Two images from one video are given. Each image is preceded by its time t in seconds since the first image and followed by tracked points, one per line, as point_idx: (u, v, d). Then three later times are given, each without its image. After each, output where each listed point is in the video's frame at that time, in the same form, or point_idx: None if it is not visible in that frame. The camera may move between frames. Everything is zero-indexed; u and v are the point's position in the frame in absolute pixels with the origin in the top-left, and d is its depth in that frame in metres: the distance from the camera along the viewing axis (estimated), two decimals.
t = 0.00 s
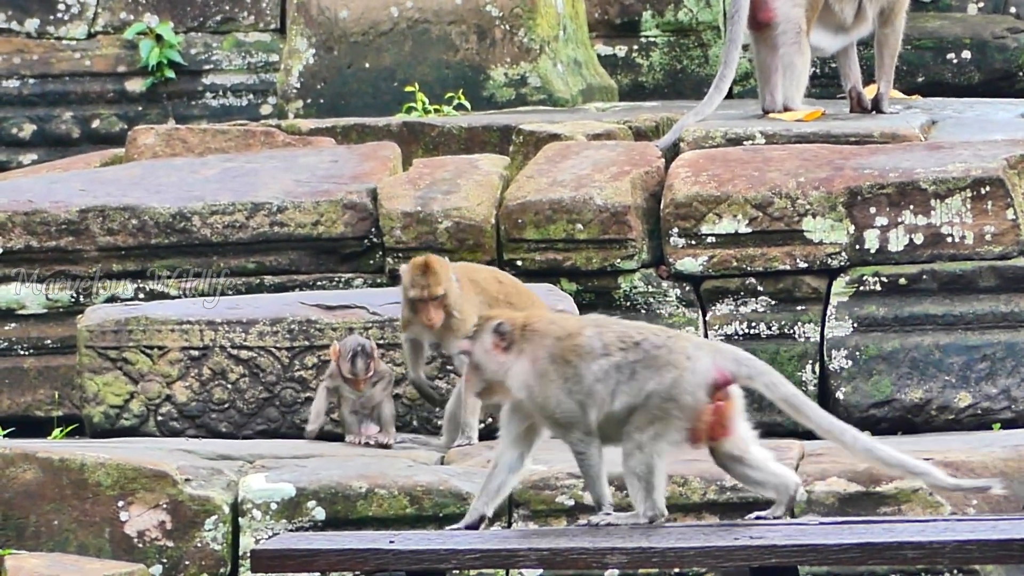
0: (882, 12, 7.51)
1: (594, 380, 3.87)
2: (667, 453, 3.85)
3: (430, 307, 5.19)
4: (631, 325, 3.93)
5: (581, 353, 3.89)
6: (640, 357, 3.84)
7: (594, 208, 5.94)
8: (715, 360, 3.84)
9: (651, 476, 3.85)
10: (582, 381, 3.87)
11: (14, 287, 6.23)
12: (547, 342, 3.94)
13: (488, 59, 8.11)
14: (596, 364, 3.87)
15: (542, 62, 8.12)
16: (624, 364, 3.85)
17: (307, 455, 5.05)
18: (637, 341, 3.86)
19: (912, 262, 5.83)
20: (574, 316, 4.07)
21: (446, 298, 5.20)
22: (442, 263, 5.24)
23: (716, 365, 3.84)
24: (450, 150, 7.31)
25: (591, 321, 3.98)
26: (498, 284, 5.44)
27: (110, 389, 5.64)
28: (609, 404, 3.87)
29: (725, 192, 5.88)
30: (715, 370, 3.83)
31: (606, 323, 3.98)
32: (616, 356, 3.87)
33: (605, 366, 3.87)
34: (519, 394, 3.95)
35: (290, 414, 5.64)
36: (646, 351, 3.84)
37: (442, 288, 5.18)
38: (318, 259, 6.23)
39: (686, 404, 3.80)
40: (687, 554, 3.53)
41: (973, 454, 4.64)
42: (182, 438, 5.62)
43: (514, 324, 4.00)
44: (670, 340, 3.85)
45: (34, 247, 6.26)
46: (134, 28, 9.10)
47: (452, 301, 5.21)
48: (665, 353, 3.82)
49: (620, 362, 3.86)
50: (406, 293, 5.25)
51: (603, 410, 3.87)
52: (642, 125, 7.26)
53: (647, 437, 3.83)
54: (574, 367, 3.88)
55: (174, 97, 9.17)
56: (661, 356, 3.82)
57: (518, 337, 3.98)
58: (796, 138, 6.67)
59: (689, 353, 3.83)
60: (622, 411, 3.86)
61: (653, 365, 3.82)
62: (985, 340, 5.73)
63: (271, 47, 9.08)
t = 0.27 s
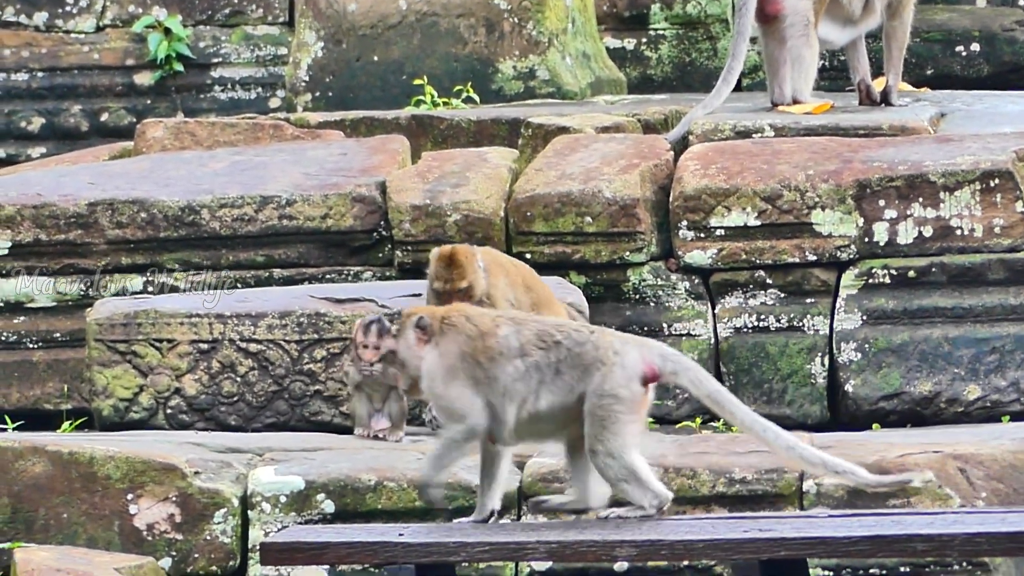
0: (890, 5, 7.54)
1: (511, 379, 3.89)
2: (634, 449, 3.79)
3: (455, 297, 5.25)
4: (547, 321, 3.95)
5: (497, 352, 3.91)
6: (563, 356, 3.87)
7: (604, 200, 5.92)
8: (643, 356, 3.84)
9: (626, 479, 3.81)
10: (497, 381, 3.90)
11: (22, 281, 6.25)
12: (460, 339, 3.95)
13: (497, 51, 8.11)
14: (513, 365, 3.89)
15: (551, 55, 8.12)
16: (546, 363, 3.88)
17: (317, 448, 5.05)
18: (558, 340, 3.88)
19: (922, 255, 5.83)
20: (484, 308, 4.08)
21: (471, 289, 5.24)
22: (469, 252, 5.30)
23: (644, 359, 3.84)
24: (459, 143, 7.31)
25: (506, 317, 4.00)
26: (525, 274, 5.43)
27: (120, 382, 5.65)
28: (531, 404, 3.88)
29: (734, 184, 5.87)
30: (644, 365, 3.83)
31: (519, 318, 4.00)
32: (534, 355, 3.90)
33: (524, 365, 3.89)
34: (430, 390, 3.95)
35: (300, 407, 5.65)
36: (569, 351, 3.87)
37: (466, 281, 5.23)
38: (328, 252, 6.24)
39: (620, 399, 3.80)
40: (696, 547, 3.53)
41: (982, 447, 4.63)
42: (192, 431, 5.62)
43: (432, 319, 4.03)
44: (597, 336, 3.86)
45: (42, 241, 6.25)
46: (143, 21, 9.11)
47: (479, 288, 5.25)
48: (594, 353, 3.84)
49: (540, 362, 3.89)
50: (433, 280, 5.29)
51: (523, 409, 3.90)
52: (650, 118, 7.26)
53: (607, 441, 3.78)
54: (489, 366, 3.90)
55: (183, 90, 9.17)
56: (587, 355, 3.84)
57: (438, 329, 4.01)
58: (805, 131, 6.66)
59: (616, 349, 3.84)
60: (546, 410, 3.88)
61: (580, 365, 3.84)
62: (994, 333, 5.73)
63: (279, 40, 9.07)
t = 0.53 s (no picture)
0: None
1: (442, 377, 4.12)
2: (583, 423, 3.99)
3: (478, 295, 5.22)
4: (472, 318, 4.19)
5: (426, 351, 4.14)
6: (494, 351, 4.09)
7: (620, 188, 5.91)
8: (575, 345, 4.07)
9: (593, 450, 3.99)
10: (430, 379, 4.13)
11: (41, 268, 6.29)
12: (389, 339, 4.17)
13: (514, 39, 8.11)
14: (443, 363, 4.12)
15: (567, 43, 8.12)
16: (479, 359, 4.10)
17: (334, 436, 5.07)
18: (488, 336, 4.11)
19: (938, 242, 5.82)
20: (408, 312, 4.31)
21: (493, 285, 5.21)
22: (489, 247, 5.25)
23: (577, 348, 4.07)
24: (475, 131, 7.31)
25: (433, 317, 4.23)
26: (542, 251, 5.46)
27: (137, 369, 5.67)
28: (467, 400, 4.08)
29: (751, 172, 5.86)
30: (577, 354, 4.06)
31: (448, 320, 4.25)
32: (464, 351, 4.13)
33: (455, 363, 4.12)
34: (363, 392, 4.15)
35: (316, 394, 5.66)
36: (501, 345, 4.09)
37: (487, 278, 5.20)
38: (345, 240, 6.23)
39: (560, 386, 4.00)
40: (713, 534, 3.54)
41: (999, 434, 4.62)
42: (209, 419, 5.65)
43: (358, 325, 4.22)
44: (527, 329, 4.08)
45: (59, 229, 6.27)
46: (159, 9, 9.12)
47: (502, 284, 5.23)
48: (526, 345, 4.05)
49: (471, 358, 4.11)
50: (455, 280, 5.25)
51: (458, 405, 4.10)
52: (667, 106, 7.25)
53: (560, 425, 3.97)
54: (420, 366, 4.13)
55: (200, 78, 9.17)
56: (520, 348, 4.06)
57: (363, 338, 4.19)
58: (822, 118, 6.65)
59: (548, 341, 4.06)
60: (480, 406, 4.08)
61: (514, 358, 4.05)
62: (1011, 320, 5.72)
63: (296, 27, 9.04)
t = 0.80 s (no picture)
0: None
1: (394, 356, 4.11)
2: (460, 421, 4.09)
3: (478, 291, 5.10)
4: (429, 302, 4.17)
5: (382, 330, 4.13)
6: (444, 335, 4.07)
7: (643, 168, 5.90)
8: (524, 339, 4.02)
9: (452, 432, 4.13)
10: (383, 358, 4.12)
11: (65, 250, 6.31)
12: (344, 317, 4.15)
13: (536, 20, 8.11)
14: (397, 342, 4.11)
15: (590, 24, 8.12)
16: (428, 340, 4.08)
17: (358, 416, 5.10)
18: (440, 320, 4.09)
19: (962, 222, 5.81)
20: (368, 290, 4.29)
21: (494, 282, 5.08)
22: (490, 242, 5.08)
23: (524, 342, 4.02)
24: (498, 112, 7.32)
25: (393, 297, 4.22)
26: (546, 233, 5.32)
27: (160, 352, 5.69)
28: (417, 382, 4.09)
29: (774, 152, 5.85)
30: (524, 348, 4.01)
31: (405, 299, 4.24)
32: (417, 332, 4.11)
33: (408, 343, 4.10)
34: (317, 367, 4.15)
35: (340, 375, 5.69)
36: (452, 328, 4.07)
37: (487, 275, 5.06)
38: (368, 221, 6.24)
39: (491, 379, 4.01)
40: (737, 514, 3.54)
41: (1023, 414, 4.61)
42: (232, 400, 5.69)
43: (317, 300, 4.20)
44: (478, 317, 4.05)
45: (82, 211, 6.30)
46: None
47: (504, 280, 5.10)
48: (474, 332, 4.03)
49: (422, 340, 4.09)
50: (457, 274, 5.10)
51: (407, 385, 4.12)
52: (690, 86, 7.25)
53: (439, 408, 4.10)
54: (376, 342, 4.13)
55: (223, 59, 9.21)
56: (468, 334, 4.03)
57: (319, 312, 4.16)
58: (845, 98, 6.63)
59: (496, 331, 4.03)
60: (426, 388, 4.09)
61: (458, 343, 4.03)
62: None
63: (319, 9, 9.06)
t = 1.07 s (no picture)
0: None
1: (333, 354, 4.17)
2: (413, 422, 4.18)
3: (461, 281, 5.00)
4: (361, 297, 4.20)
5: (319, 334, 4.20)
6: (375, 327, 4.10)
7: (663, 154, 5.90)
8: (453, 319, 4.06)
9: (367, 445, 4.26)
10: (324, 359, 4.19)
11: (84, 237, 6.32)
12: (284, 330, 4.26)
13: (558, 5, 8.17)
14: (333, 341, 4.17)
15: (610, 10, 8.17)
16: (362, 335, 4.12)
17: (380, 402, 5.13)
18: (370, 312, 4.13)
19: (982, 208, 5.80)
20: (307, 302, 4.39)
21: (474, 272, 4.96)
22: (474, 232, 4.97)
23: (455, 322, 4.07)
24: (519, 98, 7.32)
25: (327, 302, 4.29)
26: (551, 224, 5.16)
27: (180, 337, 5.72)
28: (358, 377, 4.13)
29: (794, 138, 5.85)
30: (455, 328, 4.06)
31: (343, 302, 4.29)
32: (351, 329, 4.15)
33: (344, 340, 4.16)
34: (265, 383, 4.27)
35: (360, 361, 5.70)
36: (381, 319, 4.09)
37: (464, 267, 4.95)
38: (388, 208, 6.24)
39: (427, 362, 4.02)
40: (757, 501, 3.55)
41: None
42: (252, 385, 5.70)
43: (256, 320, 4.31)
44: (405, 304, 4.08)
45: (102, 196, 6.31)
46: None
47: (490, 272, 4.97)
48: (402, 319, 4.05)
49: (355, 337, 4.14)
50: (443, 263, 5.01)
51: (350, 384, 4.16)
52: (710, 72, 7.24)
53: (399, 403, 4.06)
54: (315, 346, 4.20)
55: (243, 45, 9.22)
56: (397, 322, 4.06)
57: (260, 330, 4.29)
58: (865, 84, 6.62)
59: (426, 315, 4.05)
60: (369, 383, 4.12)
61: (390, 332, 4.06)
62: None
63: None
